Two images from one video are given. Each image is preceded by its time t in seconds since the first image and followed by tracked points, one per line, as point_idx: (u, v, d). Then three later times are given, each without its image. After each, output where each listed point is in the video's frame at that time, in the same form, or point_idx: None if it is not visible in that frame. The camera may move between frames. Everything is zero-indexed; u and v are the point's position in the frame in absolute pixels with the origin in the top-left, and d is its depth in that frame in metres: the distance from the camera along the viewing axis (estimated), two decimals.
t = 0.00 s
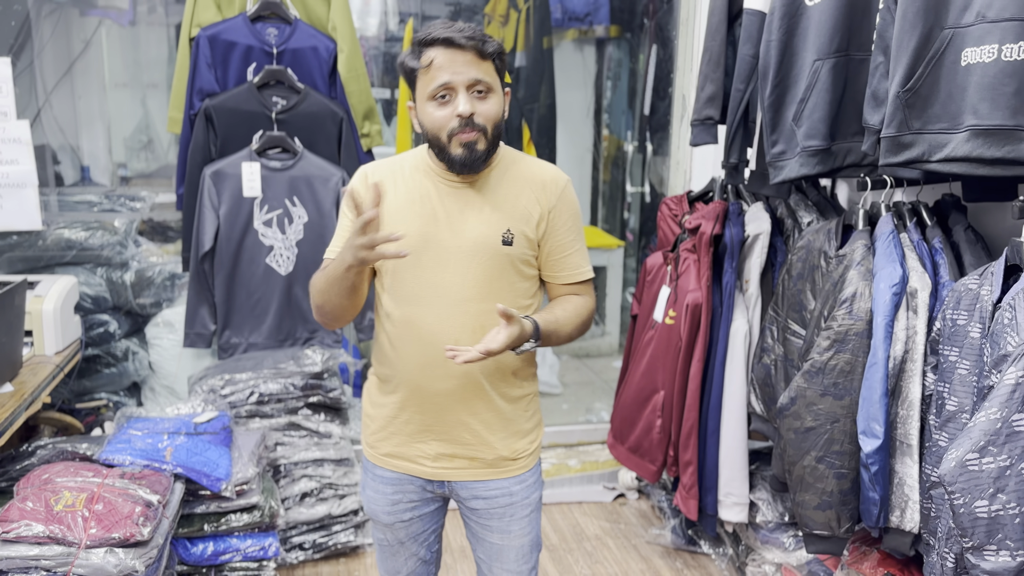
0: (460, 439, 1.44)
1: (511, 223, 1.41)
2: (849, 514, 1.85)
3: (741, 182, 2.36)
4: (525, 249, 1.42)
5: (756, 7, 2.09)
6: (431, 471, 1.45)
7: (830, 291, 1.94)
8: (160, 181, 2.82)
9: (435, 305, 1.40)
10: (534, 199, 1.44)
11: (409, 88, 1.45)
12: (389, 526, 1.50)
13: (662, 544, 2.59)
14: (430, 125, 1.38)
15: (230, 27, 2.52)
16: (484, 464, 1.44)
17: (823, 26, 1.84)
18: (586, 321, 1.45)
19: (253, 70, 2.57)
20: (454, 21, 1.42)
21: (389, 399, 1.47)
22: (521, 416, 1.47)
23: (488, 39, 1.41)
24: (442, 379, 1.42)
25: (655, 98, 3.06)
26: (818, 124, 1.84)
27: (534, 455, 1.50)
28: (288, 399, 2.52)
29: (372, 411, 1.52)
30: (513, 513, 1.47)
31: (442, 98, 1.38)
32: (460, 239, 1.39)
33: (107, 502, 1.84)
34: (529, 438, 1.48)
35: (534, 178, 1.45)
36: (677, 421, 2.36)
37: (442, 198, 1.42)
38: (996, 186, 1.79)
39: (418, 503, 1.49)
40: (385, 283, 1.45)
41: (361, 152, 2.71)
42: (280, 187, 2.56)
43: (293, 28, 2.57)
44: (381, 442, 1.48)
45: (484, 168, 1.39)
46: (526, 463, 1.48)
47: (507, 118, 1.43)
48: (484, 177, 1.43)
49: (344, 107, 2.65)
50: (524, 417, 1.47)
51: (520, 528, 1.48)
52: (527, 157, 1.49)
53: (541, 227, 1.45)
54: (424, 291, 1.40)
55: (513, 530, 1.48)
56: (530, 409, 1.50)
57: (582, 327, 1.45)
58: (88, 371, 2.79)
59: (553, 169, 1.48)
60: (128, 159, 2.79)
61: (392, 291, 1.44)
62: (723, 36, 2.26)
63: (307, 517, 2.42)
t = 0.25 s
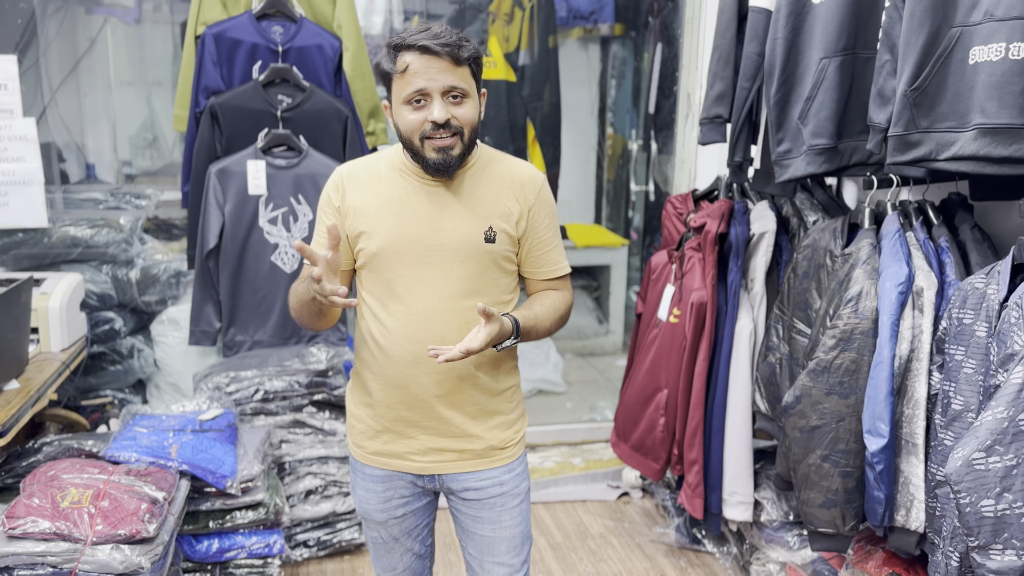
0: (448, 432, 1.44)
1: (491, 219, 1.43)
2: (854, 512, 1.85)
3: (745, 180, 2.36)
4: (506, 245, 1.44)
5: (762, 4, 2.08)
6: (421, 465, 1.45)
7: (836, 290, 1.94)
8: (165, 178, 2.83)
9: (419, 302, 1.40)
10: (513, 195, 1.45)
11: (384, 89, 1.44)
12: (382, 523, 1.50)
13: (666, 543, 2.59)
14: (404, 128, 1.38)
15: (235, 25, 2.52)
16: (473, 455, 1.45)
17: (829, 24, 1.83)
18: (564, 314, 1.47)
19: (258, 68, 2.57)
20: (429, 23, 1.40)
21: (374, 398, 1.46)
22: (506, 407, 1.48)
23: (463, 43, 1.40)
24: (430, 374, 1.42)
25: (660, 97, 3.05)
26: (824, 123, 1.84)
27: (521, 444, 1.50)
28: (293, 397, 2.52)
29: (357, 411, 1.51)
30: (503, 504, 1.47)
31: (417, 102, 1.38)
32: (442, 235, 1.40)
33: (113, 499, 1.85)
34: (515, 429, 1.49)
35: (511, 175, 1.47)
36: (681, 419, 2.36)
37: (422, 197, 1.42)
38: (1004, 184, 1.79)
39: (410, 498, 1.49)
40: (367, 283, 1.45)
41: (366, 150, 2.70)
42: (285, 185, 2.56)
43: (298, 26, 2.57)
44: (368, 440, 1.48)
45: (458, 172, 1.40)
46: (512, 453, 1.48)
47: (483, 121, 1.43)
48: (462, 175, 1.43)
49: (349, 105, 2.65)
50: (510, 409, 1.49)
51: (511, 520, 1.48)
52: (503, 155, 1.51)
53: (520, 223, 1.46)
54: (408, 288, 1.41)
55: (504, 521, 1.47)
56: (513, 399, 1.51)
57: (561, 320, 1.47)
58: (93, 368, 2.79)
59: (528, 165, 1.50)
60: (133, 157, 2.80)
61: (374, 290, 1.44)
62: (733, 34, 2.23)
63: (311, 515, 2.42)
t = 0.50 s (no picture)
0: (454, 428, 1.44)
1: (490, 214, 1.43)
2: (859, 511, 1.84)
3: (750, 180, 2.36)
4: (505, 239, 1.44)
5: (768, 3, 2.08)
6: (427, 461, 1.45)
7: (841, 289, 1.93)
8: (169, 177, 2.82)
9: (422, 300, 1.40)
10: (509, 191, 1.46)
11: (378, 78, 1.47)
12: (386, 520, 1.50)
13: (670, 543, 2.59)
14: (397, 111, 1.39)
15: (241, 23, 2.53)
16: (479, 450, 1.45)
17: (836, 23, 1.83)
18: (563, 306, 1.48)
19: (264, 66, 2.57)
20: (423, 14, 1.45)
21: (377, 397, 1.46)
22: (508, 401, 1.49)
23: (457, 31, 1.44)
24: (435, 372, 1.42)
25: (665, 96, 3.02)
26: (830, 122, 1.84)
27: (522, 438, 1.51)
28: (297, 395, 2.52)
29: (359, 410, 1.51)
30: (506, 497, 1.48)
31: (411, 85, 1.39)
32: (443, 233, 1.40)
33: (119, 496, 1.85)
34: (517, 423, 1.51)
35: (506, 171, 1.48)
36: (686, 418, 2.36)
37: (420, 195, 1.42)
38: (1011, 184, 1.78)
39: (414, 493, 1.49)
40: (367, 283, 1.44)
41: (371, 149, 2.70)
42: (290, 184, 2.57)
43: (303, 24, 2.57)
44: (372, 439, 1.47)
45: (450, 158, 1.40)
46: (515, 447, 1.49)
47: (476, 108, 1.44)
48: (458, 172, 1.44)
49: (354, 103, 2.64)
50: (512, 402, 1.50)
51: (513, 512, 1.48)
52: (495, 150, 1.51)
53: (518, 217, 1.47)
54: (411, 286, 1.40)
55: (507, 514, 1.48)
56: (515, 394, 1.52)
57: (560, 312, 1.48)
58: (98, 366, 2.81)
59: (520, 160, 1.51)
60: (138, 155, 2.80)
61: (375, 290, 1.43)
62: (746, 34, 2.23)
63: (315, 513, 2.42)
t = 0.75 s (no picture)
0: (464, 425, 1.45)
1: (498, 211, 1.43)
2: (863, 511, 1.85)
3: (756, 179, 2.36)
4: (514, 237, 1.45)
5: (774, 3, 2.08)
6: (436, 459, 1.45)
7: (846, 289, 1.93)
8: (174, 175, 2.83)
9: (432, 298, 1.40)
10: (516, 189, 1.47)
11: (387, 72, 1.49)
12: (394, 517, 1.50)
13: (673, 542, 2.59)
14: (405, 94, 1.40)
15: (246, 22, 2.53)
16: (487, 447, 1.46)
17: (842, 23, 1.83)
18: (570, 305, 1.49)
19: (269, 66, 2.58)
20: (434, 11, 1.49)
21: (387, 395, 1.45)
22: (517, 398, 1.50)
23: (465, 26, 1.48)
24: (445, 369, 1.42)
25: (670, 95, 3.05)
26: (835, 122, 1.84)
27: (529, 437, 1.53)
28: (302, 394, 2.52)
29: (367, 409, 1.50)
30: (514, 493, 1.48)
31: (419, 69, 1.40)
32: (452, 231, 1.40)
33: (124, 495, 1.86)
34: (524, 420, 1.51)
35: (512, 169, 1.48)
36: (689, 418, 2.36)
37: (429, 193, 1.42)
38: (1017, 184, 1.78)
39: (421, 490, 1.49)
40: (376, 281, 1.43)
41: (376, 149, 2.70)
42: (295, 183, 2.57)
43: (308, 23, 2.58)
44: (381, 437, 1.47)
45: (457, 142, 1.39)
46: (523, 444, 1.50)
47: (483, 97, 1.45)
48: (465, 171, 1.45)
49: (358, 103, 2.65)
50: (521, 399, 1.50)
51: (521, 508, 1.49)
52: (500, 148, 1.52)
53: (525, 215, 1.48)
54: (421, 284, 1.40)
55: (514, 510, 1.48)
56: (522, 391, 1.52)
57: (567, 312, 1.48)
58: (103, 364, 2.82)
59: (525, 159, 1.51)
60: (143, 154, 2.80)
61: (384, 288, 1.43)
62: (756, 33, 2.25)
63: (319, 511, 2.43)
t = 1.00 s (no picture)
0: (473, 423, 1.45)
1: (507, 208, 1.43)
2: (867, 512, 1.84)
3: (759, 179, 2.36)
4: (523, 234, 1.45)
5: (779, 2, 2.07)
6: (446, 457, 1.45)
7: (851, 289, 1.93)
8: (178, 175, 2.83)
9: (443, 293, 1.40)
10: (526, 187, 1.47)
11: (394, 72, 1.47)
12: (402, 517, 1.49)
13: (677, 543, 2.59)
14: (412, 95, 1.38)
15: (250, 21, 2.53)
16: (496, 446, 1.46)
17: (847, 22, 1.82)
18: (581, 325, 1.54)
19: (272, 65, 2.58)
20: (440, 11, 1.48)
21: (395, 392, 1.44)
22: (525, 395, 1.50)
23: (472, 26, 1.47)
24: (455, 366, 1.42)
25: (674, 94, 3.05)
26: (840, 121, 1.83)
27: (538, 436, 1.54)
28: (305, 393, 2.52)
29: (374, 407, 1.49)
30: (523, 492, 1.49)
31: (426, 70, 1.39)
32: (463, 228, 1.40)
33: (127, 494, 1.86)
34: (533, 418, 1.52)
35: (521, 167, 1.49)
36: (693, 418, 2.35)
37: (439, 189, 1.41)
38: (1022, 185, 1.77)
39: (429, 490, 1.49)
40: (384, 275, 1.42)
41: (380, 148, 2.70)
42: (298, 182, 2.57)
43: (312, 22, 2.58)
44: (390, 436, 1.47)
45: (465, 140, 1.39)
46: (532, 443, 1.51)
47: (490, 97, 1.44)
48: (474, 168, 1.44)
49: (362, 102, 2.65)
50: (529, 396, 1.51)
51: (528, 508, 1.49)
52: (506, 146, 1.52)
53: (533, 213, 1.48)
54: (431, 280, 1.40)
55: (522, 510, 1.49)
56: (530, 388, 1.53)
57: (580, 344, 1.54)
58: (106, 363, 2.82)
59: (532, 157, 1.52)
60: (147, 153, 2.80)
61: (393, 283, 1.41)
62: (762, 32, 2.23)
63: (322, 511, 2.43)
